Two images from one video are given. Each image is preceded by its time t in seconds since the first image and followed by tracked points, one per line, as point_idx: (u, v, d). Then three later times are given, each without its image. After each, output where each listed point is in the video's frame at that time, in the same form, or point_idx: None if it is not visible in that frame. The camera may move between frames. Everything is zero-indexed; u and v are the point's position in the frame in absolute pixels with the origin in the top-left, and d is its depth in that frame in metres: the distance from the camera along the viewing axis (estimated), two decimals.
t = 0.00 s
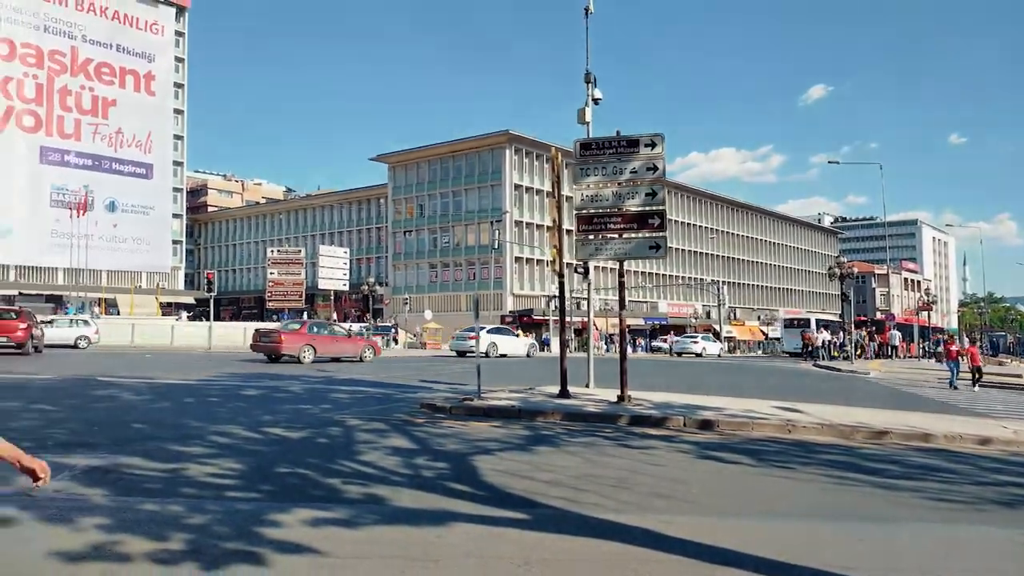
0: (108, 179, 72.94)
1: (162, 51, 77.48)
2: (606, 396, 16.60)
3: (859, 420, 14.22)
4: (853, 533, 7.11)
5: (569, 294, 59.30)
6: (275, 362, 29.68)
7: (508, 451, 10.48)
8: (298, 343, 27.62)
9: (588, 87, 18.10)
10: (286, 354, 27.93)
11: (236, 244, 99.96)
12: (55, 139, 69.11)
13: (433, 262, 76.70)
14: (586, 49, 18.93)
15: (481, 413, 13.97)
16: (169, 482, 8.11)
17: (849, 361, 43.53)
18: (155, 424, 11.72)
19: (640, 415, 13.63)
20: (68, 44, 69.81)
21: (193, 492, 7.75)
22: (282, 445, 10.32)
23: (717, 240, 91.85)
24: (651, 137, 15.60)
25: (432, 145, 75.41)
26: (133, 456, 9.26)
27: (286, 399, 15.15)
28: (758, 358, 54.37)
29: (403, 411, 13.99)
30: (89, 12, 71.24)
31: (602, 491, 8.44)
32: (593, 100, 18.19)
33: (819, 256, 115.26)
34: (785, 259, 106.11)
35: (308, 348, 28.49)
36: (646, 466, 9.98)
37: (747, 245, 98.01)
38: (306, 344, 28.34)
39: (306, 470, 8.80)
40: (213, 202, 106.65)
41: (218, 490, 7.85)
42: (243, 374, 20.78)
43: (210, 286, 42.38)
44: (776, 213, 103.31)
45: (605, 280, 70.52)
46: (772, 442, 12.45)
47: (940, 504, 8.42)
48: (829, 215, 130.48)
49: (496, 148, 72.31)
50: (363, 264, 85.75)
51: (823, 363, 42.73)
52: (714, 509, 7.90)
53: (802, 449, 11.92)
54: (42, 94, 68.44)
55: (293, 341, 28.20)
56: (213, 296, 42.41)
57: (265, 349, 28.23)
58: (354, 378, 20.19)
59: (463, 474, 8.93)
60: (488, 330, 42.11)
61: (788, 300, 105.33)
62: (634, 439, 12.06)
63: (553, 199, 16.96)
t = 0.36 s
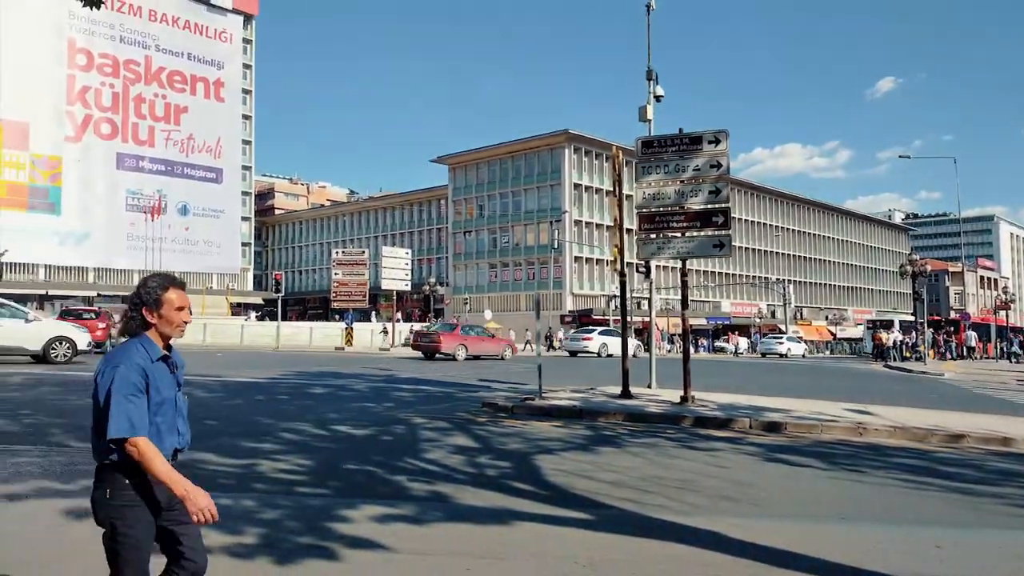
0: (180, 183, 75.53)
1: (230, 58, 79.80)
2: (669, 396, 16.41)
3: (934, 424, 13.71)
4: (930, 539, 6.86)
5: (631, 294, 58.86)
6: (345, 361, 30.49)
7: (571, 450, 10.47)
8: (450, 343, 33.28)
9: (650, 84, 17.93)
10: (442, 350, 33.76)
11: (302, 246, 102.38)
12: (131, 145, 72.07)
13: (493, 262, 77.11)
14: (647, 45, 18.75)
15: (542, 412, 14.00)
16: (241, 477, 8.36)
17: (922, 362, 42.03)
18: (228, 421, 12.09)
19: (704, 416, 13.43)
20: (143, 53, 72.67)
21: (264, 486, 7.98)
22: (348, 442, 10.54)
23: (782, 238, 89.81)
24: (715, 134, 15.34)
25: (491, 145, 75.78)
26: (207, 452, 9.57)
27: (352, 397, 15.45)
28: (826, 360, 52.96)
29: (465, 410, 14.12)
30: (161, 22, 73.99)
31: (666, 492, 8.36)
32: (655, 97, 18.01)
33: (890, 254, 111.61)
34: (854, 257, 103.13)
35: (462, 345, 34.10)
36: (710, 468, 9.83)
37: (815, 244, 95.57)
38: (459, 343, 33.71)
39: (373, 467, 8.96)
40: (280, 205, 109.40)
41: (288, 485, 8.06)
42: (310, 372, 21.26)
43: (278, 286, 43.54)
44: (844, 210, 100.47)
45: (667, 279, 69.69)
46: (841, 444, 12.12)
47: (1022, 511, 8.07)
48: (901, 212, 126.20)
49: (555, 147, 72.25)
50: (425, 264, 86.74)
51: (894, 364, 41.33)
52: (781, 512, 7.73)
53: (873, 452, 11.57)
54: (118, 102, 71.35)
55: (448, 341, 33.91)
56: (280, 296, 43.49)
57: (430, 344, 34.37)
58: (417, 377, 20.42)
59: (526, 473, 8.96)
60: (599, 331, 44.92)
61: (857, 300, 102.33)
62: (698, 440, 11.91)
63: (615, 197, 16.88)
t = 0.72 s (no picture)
0: (246, 187, 77.63)
1: (293, 64, 81.74)
2: (732, 397, 16.11)
3: (1014, 427, 13.10)
4: (1011, 547, 6.56)
5: (693, 292, 58.01)
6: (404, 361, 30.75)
7: (632, 451, 10.37)
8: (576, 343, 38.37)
9: (711, 80, 17.64)
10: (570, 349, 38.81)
11: (362, 247, 104.10)
12: (200, 151, 74.52)
13: (551, 261, 77.00)
14: (708, 41, 18.47)
15: (602, 412, 13.91)
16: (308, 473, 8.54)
17: (999, 363, 40.28)
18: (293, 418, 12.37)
19: (769, 418, 13.14)
20: (211, 61, 75.19)
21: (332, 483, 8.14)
22: (410, 441, 10.67)
23: (848, 235, 87.33)
24: (779, 129, 14.99)
25: (549, 145, 75.66)
26: (274, 449, 9.78)
27: (412, 396, 15.63)
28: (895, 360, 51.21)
29: (524, 410, 14.14)
30: (227, 31, 76.44)
31: (730, 495, 8.23)
32: (716, 93, 17.72)
33: (964, 251, 107.40)
34: (925, 255, 99.56)
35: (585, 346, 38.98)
36: (777, 470, 9.62)
37: (883, 241, 92.63)
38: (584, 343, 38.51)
39: (434, 466, 9.05)
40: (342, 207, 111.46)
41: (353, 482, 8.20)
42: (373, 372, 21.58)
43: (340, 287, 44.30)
44: (914, 205, 97.09)
45: (728, 278, 68.50)
46: (913, 448, 11.69)
47: None
48: (975, 206, 121.30)
49: (613, 146, 71.74)
50: (483, 265, 87.14)
51: (969, 365, 39.72)
52: (851, 516, 7.51)
53: (947, 456, 11.13)
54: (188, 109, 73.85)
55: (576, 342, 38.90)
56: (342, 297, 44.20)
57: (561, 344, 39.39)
58: (477, 377, 20.54)
59: (586, 473, 8.91)
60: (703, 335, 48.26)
61: (928, 299, 98.80)
62: (762, 443, 11.66)
63: (676, 195, 16.66)
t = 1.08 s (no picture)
0: (308, 189, 79.25)
1: (352, 68, 83.09)
2: (795, 397, 15.72)
3: None
4: None
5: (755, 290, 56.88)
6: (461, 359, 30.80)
7: (692, 452, 10.19)
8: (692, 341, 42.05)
9: (773, 73, 17.24)
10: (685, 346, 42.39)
11: (420, 247, 105.20)
12: (263, 154, 76.46)
13: (608, 260, 76.58)
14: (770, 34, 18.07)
15: (661, 412, 13.73)
16: (368, 470, 8.63)
17: None
18: (354, 415, 12.54)
19: (835, 419, 12.76)
20: (273, 66, 77.09)
21: (390, 479, 8.20)
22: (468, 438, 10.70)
23: (917, 231, 84.42)
24: (845, 122, 14.44)
25: (606, 143, 75.11)
26: (336, 446, 9.93)
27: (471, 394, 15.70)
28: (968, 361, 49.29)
29: (582, 409, 14.05)
30: (289, 36, 78.20)
31: (795, 497, 8.01)
32: (778, 86, 17.31)
33: None
34: (999, 250, 95.54)
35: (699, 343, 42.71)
36: (844, 473, 9.33)
37: (954, 236, 89.24)
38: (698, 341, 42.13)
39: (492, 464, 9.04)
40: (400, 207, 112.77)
41: (412, 479, 8.26)
42: (431, 370, 21.72)
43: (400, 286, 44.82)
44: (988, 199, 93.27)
45: (791, 276, 66.98)
46: (989, 451, 11.20)
47: None
48: None
49: (671, 143, 70.77)
50: (539, 263, 87.10)
51: None
52: (922, 521, 7.23)
53: None
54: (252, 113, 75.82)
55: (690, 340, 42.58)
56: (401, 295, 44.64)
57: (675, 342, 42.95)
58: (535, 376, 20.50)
59: (645, 474, 8.79)
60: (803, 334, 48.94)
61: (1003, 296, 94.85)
62: (828, 444, 11.32)
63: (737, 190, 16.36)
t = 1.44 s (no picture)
0: (361, 191, 80.36)
1: (404, 70, 84.04)
2: (854, 399, 15.29)
3: None
4: None
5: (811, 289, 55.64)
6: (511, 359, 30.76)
7: (746, 454, 9.98)
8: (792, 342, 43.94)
9: (830, 66, 16.80)
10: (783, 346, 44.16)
11: (471, 247, 105.73)
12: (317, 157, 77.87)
13: (660, 259, 75.80)
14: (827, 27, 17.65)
15: (714, 413, 13.50)
16: (419, 469, 8.68)
17: None
18: (405, 415, 12.64)
19: (896, 421, 12.36)
20: (327, 70, 78.30)
21: (440, 479, 8.23)
22: (519, 438, 10.68)
23: (983, 227, 81.54)
24: (906, 115, 14.05)
25: (657, 141, 74.35)
26: (387, 445, 10.04)
27: (521, 394, 15.68)
28: None
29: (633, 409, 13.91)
30: (342, 40, 79.36)
31: (855, 502, 7.75)
32: (835, 80, 16.86)
33: None
34: None
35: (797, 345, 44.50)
36: (906, 477, 9.01)
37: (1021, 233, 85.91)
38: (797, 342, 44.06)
39: (543, 464, 9.00)
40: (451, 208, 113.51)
41: (462, 478, 8.27)
42: (483, 370, 21.77)
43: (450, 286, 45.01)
44: None
45: (849, 274, 65.32)
46: None
47: None
48: None
49: (724, 139, 69.64)
50: (589, 263, 86.71)
51: None
52: (990, 527, 6.94)
53: None
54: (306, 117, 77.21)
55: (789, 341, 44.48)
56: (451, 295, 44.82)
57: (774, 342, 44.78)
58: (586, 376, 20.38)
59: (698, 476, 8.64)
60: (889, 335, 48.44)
61: None
62: (888, 447, 10.98)
63: (793, 187, 16.01)
